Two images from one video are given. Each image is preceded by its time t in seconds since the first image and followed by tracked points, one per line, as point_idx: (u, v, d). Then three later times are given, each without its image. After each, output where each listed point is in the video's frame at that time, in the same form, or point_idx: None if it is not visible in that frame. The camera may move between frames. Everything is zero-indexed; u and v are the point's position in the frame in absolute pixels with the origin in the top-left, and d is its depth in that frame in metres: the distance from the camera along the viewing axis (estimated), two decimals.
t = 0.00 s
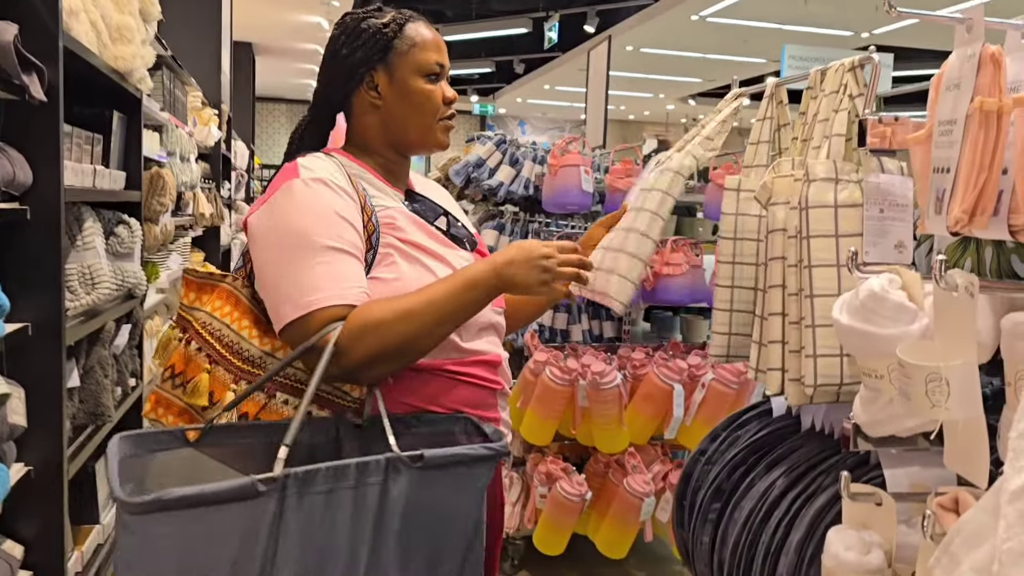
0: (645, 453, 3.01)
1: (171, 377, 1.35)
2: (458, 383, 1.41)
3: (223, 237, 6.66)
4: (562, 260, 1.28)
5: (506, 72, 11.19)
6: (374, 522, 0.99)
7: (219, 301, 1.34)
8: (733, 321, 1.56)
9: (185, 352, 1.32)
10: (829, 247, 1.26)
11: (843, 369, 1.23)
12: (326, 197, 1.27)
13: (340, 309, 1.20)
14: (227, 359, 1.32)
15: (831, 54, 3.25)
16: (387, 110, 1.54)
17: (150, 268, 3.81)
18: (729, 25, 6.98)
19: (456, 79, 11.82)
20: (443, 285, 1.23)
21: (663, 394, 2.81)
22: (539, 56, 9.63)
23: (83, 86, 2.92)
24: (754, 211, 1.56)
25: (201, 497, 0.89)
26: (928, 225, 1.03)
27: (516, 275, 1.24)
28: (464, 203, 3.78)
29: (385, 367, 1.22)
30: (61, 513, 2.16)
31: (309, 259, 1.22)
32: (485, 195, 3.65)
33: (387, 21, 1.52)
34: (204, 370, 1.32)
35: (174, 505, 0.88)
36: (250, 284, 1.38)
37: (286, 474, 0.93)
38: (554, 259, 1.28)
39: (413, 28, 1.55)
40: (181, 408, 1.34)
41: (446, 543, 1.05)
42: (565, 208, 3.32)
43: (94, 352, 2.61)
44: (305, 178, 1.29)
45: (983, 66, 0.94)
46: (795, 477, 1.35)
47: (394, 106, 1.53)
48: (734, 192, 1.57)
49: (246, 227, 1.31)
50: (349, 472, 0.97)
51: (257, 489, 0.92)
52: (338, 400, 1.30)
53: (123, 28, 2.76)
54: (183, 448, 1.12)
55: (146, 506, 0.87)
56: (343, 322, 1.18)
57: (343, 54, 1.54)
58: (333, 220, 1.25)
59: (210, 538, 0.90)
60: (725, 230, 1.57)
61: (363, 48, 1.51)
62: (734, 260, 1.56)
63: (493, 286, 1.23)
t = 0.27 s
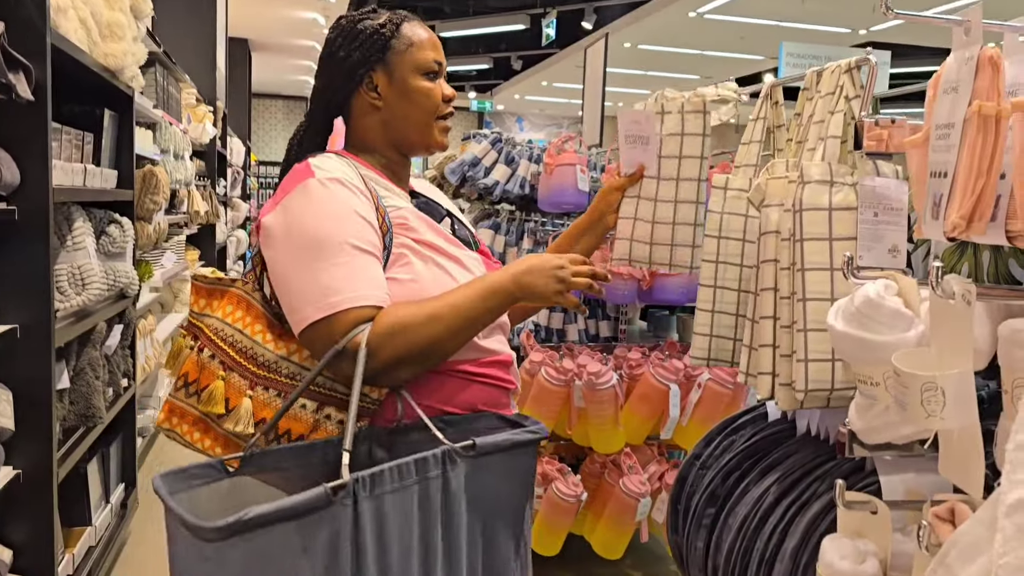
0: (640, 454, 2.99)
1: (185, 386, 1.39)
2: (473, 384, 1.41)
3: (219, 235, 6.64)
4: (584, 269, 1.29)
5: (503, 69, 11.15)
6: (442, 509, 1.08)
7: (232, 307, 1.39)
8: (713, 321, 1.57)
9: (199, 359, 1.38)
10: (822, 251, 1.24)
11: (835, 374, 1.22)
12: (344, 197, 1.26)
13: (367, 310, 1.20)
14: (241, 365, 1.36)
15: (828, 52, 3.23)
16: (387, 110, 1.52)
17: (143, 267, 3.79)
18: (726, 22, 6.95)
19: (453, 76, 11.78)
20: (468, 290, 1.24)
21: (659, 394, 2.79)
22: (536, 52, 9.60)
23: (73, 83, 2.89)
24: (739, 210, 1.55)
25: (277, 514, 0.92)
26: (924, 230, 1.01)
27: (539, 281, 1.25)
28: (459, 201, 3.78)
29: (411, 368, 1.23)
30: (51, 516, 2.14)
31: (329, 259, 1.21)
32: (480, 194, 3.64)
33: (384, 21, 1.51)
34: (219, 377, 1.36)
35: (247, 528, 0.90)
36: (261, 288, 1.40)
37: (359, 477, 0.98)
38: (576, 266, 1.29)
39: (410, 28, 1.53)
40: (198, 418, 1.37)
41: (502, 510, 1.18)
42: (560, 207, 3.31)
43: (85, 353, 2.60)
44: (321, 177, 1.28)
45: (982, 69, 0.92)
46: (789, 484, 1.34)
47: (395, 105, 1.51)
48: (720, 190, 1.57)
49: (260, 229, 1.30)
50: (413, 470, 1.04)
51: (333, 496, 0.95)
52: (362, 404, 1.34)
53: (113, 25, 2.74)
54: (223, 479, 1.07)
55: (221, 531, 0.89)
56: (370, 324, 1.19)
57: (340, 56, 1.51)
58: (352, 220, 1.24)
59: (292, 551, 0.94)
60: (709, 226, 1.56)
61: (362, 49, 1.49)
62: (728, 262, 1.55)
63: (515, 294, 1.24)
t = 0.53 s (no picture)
0: (634, 450, 2.98)
1: (183, 390, 1.36)
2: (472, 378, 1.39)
3: (214, 230, 6.63)
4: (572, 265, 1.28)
5: (501, 64, 11.12)
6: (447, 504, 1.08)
7: (227, 310, 1.37)
8: (716, 320, 1.54)
9: (195, 363, 1.35)
10: (811, 244, 1.23)
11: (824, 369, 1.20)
12: (335, 200, 1.24)
13: (358, 316, 1.18)
14: (238, 368, 1.35)
15: (823, 45, 3.21)
16: (382, 102, 1.50)
17: (136, 262, 3.78)
18: (723, 17, 6.93)
19: (450, 71, 11.75)
20: (458, 290, 1.22)
21: (653, 390, 2.78)
22: (533, 47, 9.57)
23: (63, 77, 2.88)
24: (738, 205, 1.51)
25: (285, 532, 0.88)
26: (914, 223, 1.00)
27: (527, 278, 1.24)
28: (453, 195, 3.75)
29: (404, 372, 1.21)
30: (39, 513, 2.13)
31: (320, 265, 1.19)
32: (474, 189, 3.60)
33: (375, 11, 1.49)
34: (216, 380, 1.34)
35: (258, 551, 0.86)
36: (256, 291, 1.39)
37: (357, 486, 0.95)
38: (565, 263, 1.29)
39: (403, 19, 1.51)
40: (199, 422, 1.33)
41: (506, 499, 1.19)
42: (554, 202, 3.29)
43: (75, 349, 2.59)
44: (311, 181, 1.25)
45: (971, 59, 0.90)
46: (778, 481, 1.32)
47: (389, 96, 1.49)
48: (721, 185, 1.52)
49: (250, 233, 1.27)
50: (415, 469, 1.03)
51: (334, 509, 0.92)
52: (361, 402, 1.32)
53: (103, 18, 2.72)
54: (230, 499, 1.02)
55: (229, 558, 0.84)
56: (360, 328, 1.17)
57: (333, 48, 1.50)
58: (343, 224, 1.22)
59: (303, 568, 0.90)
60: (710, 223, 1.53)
61: (355, 41, 1.47)
62: (718, 256, 1.53)
63: (506, 289, 1.23)
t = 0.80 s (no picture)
0: (631, 447, 2.98)
1: (182, 374, 1.37)
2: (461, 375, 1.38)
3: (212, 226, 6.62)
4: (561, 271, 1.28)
5: (501, 61, 11.11)
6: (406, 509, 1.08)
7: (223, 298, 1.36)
8: (712, 316, 1.53)
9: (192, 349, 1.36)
10: (805, 240, 1.22)
11: (818, 365, 1.20)
12: (330, 198, 1.23)
13: (340, 316, 1.18)
14: (231, 357, 1.34)
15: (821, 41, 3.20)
16: (386, 98, 1.49)
17: (133, 258, 3.77)
18: (723, 13, 6.91)
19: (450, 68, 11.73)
20: (443, 292, 1.23)
21: (650, 387, 2.76)
22: (533, 44, 9.55)
23: (57, 71, 2.87)
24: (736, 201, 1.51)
25: (236, 531, 0.91)
26: (906, 217, 0.99)
27: (514, 283, 1.24)
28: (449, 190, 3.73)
29: (385, 370, 1.22)
30: (33, 508, 2.13)
31: (311, 263, 1.18)
32: (471, 185, 3.59)
33: (382, 6, 1.46)
34: (209, 368, 1.34)
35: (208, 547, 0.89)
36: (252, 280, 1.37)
37: (314, 488, 0.96)
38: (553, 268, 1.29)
39: (409, 13, 1.49)
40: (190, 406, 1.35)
41: (480, 506, 1.18)
42: (550, 198, 3.29)
43: (69, 344, 2.58)
44: (307, 177, 1.24)
45: (962, 52, 0.89)
46: (770, 477, 1.32)
47: (393, 92, 1.48)
48: (718, 183, 1.52)
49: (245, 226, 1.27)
50: (376, 474, 1.03)
51: (288, 510, 0.94)
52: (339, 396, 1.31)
53: (97, 12, 2.71)
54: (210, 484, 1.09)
55: (179, 553, 0.88)
56: (341, 329, 1.17)
57: (338, 42, 1.48)
58: (337, 223, 1.21)
59: (256, 566, 0.93)
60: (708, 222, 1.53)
61: (359, 36, 1.46)
62: (712, 252, 1.52)
63: (490, 294, 1.23)
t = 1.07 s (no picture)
0: (628, 444, 2.98)
1: (177, 364, 1.36)
2: (459, 373, 1.38)
3: (211, 224, 6.61)
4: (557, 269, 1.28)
5: (500, 58, 11.09)
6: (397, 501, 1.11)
7: (221, 288, 1.36)
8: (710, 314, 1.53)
9: (190, 339, 1.36)
10: (800, 238, 1.22)
11: (814, 364, 1.19)
12: (331, 192, 1.23)
13: (339, 306, 1.17)
14: (227, 348, 1.34)
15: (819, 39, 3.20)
16: (388, 95, 1.48)
17: (130, 256, 3.76)
18: (722, 11, 6.90)
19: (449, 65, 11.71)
20: (441, 287, 1.22)
21: (647, 384, 2.76)
22: (532, 41, 9.53)
23: (55, 68, 2.87)
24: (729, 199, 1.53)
25: (230, 509, 0.96)
26: (901, 216, 0.99)
27: (511, 280, 1.24)
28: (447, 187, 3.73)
29: (381, 362, 1.21)
30: (29, 505, 2.13)
31: (309, 255, 1.18)
32: (468, 182, 3.59)
33: (389, 5, 1.46)
34: (205, 358, 1.34)
35: (203, 522, 0.94)
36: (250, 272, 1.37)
37: (309, 474, 1.01)
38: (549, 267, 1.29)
39: (415, 14, 1.49)
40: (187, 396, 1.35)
41: (470, 502, 1.21)
42: (548, 195, 3.28)
43: (67, 341, 2.58)
44: (308, 171, 1.24)
45: (959, 50, 0.89)
46: (766, 474, 1.32)
47: (396, 89, 1.47)
48: (710, 180, 1.53)
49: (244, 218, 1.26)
50: (371, 465, 1.07)
51: (281, 492, 0.98)
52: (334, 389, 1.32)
53: (94, 8, 2.71)
54: (203, 469, 1.12)
55: (172, 527, 0.93)
56: (339, 319, 1.16)
57: (344, 38, 1.48)
58: (337, 216, 1.21)
59: (246, 543, 0.98)
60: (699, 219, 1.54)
61: (365, 32, 1.45)
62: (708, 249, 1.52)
63: (489, 291, 1.23)
